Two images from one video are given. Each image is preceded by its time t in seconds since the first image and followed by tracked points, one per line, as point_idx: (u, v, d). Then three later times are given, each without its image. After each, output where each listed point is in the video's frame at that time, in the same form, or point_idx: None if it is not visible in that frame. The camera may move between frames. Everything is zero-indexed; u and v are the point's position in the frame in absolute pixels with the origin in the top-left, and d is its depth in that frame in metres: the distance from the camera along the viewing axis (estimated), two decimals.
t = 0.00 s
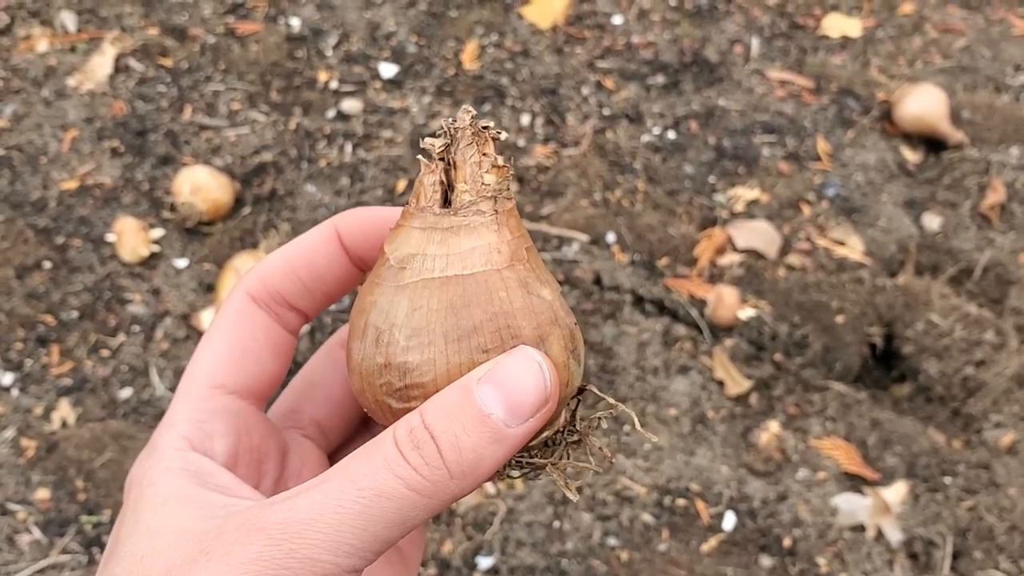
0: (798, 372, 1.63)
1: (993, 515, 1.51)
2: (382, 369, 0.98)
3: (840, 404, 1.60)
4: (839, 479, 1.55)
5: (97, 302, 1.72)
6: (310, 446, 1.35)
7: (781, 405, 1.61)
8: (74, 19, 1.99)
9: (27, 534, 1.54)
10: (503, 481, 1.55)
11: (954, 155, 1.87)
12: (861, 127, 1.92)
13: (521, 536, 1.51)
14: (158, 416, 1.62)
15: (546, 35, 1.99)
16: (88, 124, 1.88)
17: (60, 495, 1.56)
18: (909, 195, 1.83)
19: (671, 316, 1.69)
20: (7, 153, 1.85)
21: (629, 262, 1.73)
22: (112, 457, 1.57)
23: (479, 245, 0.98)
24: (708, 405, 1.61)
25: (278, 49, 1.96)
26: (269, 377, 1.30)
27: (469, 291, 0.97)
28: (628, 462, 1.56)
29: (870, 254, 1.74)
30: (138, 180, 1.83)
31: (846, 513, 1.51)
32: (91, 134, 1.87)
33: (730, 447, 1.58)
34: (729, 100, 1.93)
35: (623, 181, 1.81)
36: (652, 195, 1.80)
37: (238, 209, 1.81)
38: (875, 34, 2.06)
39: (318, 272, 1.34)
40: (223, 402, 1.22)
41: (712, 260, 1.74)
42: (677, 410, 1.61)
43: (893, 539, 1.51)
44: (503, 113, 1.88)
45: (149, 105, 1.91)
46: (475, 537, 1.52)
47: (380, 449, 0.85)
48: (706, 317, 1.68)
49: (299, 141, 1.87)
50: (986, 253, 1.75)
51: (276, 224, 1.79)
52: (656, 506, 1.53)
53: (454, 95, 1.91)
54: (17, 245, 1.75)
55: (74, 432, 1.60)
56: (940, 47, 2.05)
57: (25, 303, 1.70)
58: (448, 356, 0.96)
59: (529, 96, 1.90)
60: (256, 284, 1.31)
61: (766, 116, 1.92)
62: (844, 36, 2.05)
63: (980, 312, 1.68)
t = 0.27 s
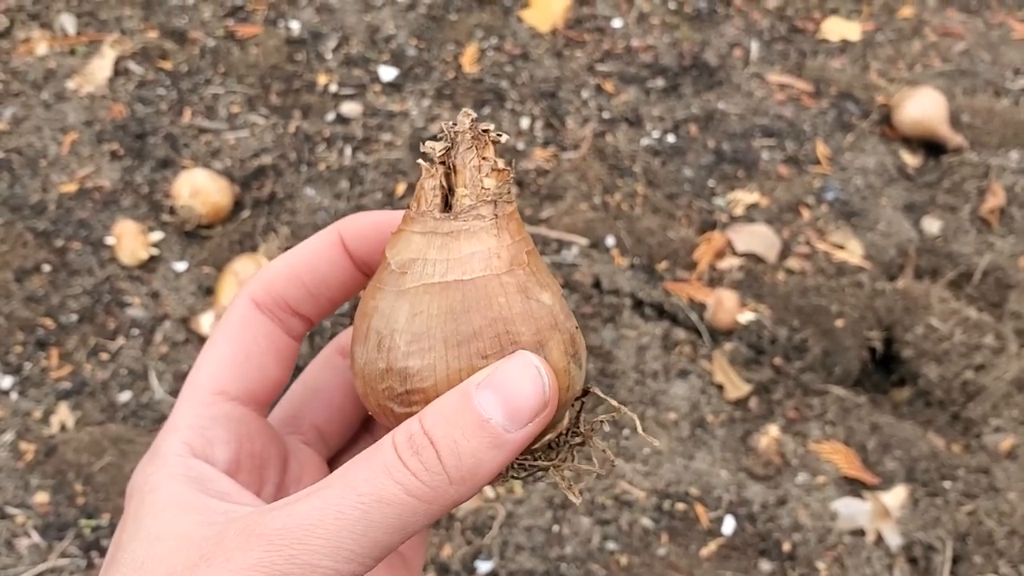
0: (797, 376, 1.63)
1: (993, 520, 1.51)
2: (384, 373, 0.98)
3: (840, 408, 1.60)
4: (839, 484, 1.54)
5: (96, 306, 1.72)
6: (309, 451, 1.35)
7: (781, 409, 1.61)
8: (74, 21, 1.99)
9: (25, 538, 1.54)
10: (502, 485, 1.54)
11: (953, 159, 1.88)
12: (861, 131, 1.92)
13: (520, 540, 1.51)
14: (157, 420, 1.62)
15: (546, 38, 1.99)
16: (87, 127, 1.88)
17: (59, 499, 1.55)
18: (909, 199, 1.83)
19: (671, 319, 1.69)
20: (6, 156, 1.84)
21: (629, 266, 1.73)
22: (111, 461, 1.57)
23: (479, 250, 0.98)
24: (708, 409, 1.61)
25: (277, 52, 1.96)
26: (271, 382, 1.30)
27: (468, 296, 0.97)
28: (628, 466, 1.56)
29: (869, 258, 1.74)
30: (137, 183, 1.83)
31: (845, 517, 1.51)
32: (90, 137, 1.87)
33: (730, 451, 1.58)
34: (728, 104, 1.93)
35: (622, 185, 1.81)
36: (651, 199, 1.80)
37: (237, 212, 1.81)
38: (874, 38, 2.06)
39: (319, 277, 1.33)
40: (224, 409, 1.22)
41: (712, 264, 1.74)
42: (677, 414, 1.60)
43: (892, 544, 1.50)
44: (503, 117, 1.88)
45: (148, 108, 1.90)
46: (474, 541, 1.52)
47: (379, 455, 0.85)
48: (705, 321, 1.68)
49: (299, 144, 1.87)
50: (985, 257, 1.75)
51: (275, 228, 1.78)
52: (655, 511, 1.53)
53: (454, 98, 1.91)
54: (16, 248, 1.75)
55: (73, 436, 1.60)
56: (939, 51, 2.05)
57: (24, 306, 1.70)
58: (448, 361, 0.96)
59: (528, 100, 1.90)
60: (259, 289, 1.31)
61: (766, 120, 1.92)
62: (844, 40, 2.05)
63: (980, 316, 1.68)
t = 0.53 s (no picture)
0: (797, 378, 1.63)
1: (992, 522, 1.51)
2: (377, 380, 0.99)
3: (839, 410, 1.60)
4: (839, 486, 1.54)
5: (96, 307, 1.71)
6: (304, 458, 1.34)
7: (780, 411, 1.61)
8: (74, 23, 1.99)
9: (25, 540, 1.53)
10: (502, 488, 1.54)
11: (952, 162, 1.88)
12: (860, 133, 1.92)
13: (520, 542, 1.51)
14: (156, 422, 1.62)
15: (545, 40, 1.99)
16: (87, 128, 1.88)
17: (58, 501, 1.55)
18: (909, 201, 1.83)
19: (670, 322, 1.69)
20: (6, 157, 1.84)
21: (628, 268, 1.73)
22: (110, 463, 1.57)
23: (471, 258, 0.98)
24: (707, 412, 1.61)
25: (277, 54, 1.96)
26: (266, 390, 1.30)
27: (460, 303, 0.97)
28: (627, 468, 1.56)
29: (869, 261, 1.74)
30: (137, 185, 1.82)
31: (845, 520, 1.51)
32: (90, 139, 1.87)
33: (729, 453, 1.58)
34: (728, 106, 1.94)
35: (622, 187, 1.81)
36: (651, 201, 1.80)
37: (237, 214, 1.81)
38: (873, 40, 2.06)
39: (314, 283, 1.33)
40: (220, 416, 1.22)
41: (711, 266, 1.74)
42: (676, 416, 1.61)
43: (892, 547, 1.50)
44: (503, 119, 1.88)
45: (148, 109, 1.90)
46: (474, 543, 1.52)
47: (372, 461, 0.85)
48: (705, 323, 1.68)
49: (299, 146, 1.87)
50: (984, 259, 1.75)
51: (275, 230, 1.78)
52: (655, 513, 1.53)
53: (453, 100, 1.91)
54: (16, 249, 1.75)
55: (72, 437, 1.60)
56: (939, 53, 2.05)
57: (24, 308, 1.70)
58: (441, 368, 0.96)
59: (528, 102, 1.90)
60: (255, 297, 1.31)
61: (765, 122, 1.92)
62: (843, 42, 2.05)
63: (979, 319, 1.68)
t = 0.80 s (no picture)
0: (797, 380, 1.63)
1: (992, 524, 1.51)
2: (381, 380, 0.99)
3: (839, 411, 1.60)
4: (838, 488, 1.55)
5: (96, 308, 1.71)
6: (307, 458, 1.34)
7: (780, 413, 1.61)
8: (74, 24, 1.99)
9: (25, 540, 1.53)
10: (502, 488, 1.55)
11: (952, 163, 1.88)
12: (860, 135, 1.92)
13: (520, 543, 1.51)
14: (156, 422, 1.62)
15: (545, 42, 2.00)
16: (87, 129, 1.88)
17: (58, 501, 1.55)
18: (908, 203, 1.84)
19: (670, 323, 1.69)
20: (6, 158, 1.84)
21: (628, 269, 1.73)
22: (110, 463, 1.57)
23: (475, 258, 0.98)
24: (707, 413, 1.61)
25: (277, 55, 1.96)
26: (270, 391, 1.30)
27: (465, 303, 0.97)
28: (627, 469, 1.56)
29: (869, 262, 1.75)
30: (137, 186, 1.83)
31: (845, 521, 1.51)
32: (90, 139, 1.87)
33: (729, 454, 1.58)
34: (728, 108, 1.94)
35: (622, 188, 1.81)
36: (651, 202, 1.80)
37: (237, 215, 1.81)
38: (873, 42, 2.07)
39: (317, 283, 1.34)
40: (223, 417, 1.22)
41: (712, 267, 1.74)
42: (676, 417, 1.61)
43: (891, 548, 1.50)
44: (503, 120, 1.88)
45: (148, 110, 1.90)
46: (474, 544, 1.52)
47: (377, 462, 0.85)
48: (704, 324, 1.68)
49: (299, 147, 1.87)
50: (984, 261, 1.75)
51: (275, 230, 1.79)
52: (654, 514, 1.53)
53: (453, 101, 1.91)
54: (16, 250, 1.75)
55: (72, 438, 1.60)
56: (938, 55, 2.05)
57: (24, 308, 1.70)
58: (445, 368, 0.96)
59: (527, 103, 1.91)
60: (259, 298, 1.31)
61: (765, 123, 1.92)
62: (843, 44, 2.06)
63: (979, 321, 1.68)
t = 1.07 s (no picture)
0: (794, 381, 1.63)
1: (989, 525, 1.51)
2: (374, 376, 0.99)
3: (836, 413, 1.61)
4: (836, 488, 1.55)
5: (95, 308, 1.72)
6: (300, 455, 1.35)
7: (777, 414, 1.61)
8: (73, 25, 2.00)
9: (23, 540, 1.53)
10: (499, 489, 1.55)
11: (950, 165, 1.88)
12: (858, 136, 1.93)
13: (517, 543, 1.52)
14: (155, 423, 1.62)
15: (544, 44, 2.00)
16: (86, 130, 1.88)
17: (57, 501, 1.55)
18: (906, 204, 1.84)
19: (668, 324, 1.69)
20: (5, 159, 1.85)
21: (626, 270, 1.73)
22: (109, 463, 1.57)
23: (468, 253, 0.98)
24: (705, 414, 1.62)
25: (276, 56, 1.97)
26: (262, 387, 1.30)
27: (457, 299, 0.97)
28: (625, 470, 1.56)
29: (866, 264, 1.75)
30: (136, 187, 1.83)
31: (842, 522, 1.52)
32: (89, 140, 1.87)
33: (726, 455, 1.58)
34: (726, 110, 1.94)
35: (620, 190, 1.82)
36: (649, 204, 1.80)
37: (236, 215, 1.81)
38: (871, 44, 2.07)
39: (310, 279, 1.34)
40: (215, 413, 1.21)
41: (709, 268, 1.74)
42: (674, 418, 1.61)
43: (888, 548, 1.51)
44: (501, 121, 1.89)
45: (147, 111, 1.91)
46: (471, 544, 1.52)
47: (368, 458, 0.85)
48: (702, 325, 1.68)
49: (297, 148, 1.87)
50: (981, 263, 1.76)
51: (274, 231, 1.79)
52: (652, 515, 1.53)
53: (452, 103, 1.91)
54: (15, 250, 1.75)
55: (71, 438, 1.60)
56: (936, 57, 2.06)
57: (23, 309, 1.70)
58: (437, 364, 0.96)
59: (526, 105, 1.91)
60: (250, 293, 1.31)
61: (763, 125, 1.92)
62: (841, 46, 2.06)
63: (976, 322, 1.68)
